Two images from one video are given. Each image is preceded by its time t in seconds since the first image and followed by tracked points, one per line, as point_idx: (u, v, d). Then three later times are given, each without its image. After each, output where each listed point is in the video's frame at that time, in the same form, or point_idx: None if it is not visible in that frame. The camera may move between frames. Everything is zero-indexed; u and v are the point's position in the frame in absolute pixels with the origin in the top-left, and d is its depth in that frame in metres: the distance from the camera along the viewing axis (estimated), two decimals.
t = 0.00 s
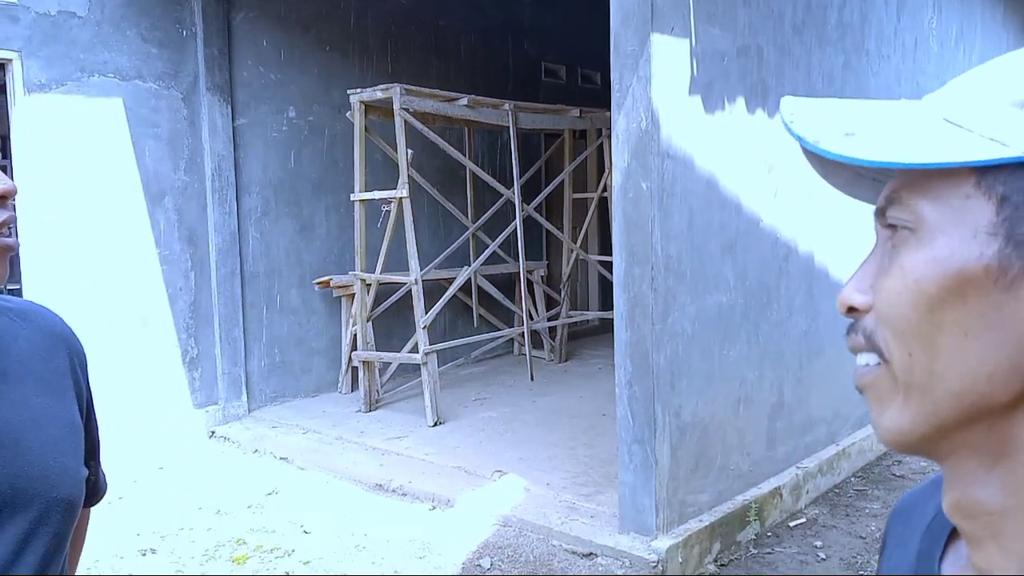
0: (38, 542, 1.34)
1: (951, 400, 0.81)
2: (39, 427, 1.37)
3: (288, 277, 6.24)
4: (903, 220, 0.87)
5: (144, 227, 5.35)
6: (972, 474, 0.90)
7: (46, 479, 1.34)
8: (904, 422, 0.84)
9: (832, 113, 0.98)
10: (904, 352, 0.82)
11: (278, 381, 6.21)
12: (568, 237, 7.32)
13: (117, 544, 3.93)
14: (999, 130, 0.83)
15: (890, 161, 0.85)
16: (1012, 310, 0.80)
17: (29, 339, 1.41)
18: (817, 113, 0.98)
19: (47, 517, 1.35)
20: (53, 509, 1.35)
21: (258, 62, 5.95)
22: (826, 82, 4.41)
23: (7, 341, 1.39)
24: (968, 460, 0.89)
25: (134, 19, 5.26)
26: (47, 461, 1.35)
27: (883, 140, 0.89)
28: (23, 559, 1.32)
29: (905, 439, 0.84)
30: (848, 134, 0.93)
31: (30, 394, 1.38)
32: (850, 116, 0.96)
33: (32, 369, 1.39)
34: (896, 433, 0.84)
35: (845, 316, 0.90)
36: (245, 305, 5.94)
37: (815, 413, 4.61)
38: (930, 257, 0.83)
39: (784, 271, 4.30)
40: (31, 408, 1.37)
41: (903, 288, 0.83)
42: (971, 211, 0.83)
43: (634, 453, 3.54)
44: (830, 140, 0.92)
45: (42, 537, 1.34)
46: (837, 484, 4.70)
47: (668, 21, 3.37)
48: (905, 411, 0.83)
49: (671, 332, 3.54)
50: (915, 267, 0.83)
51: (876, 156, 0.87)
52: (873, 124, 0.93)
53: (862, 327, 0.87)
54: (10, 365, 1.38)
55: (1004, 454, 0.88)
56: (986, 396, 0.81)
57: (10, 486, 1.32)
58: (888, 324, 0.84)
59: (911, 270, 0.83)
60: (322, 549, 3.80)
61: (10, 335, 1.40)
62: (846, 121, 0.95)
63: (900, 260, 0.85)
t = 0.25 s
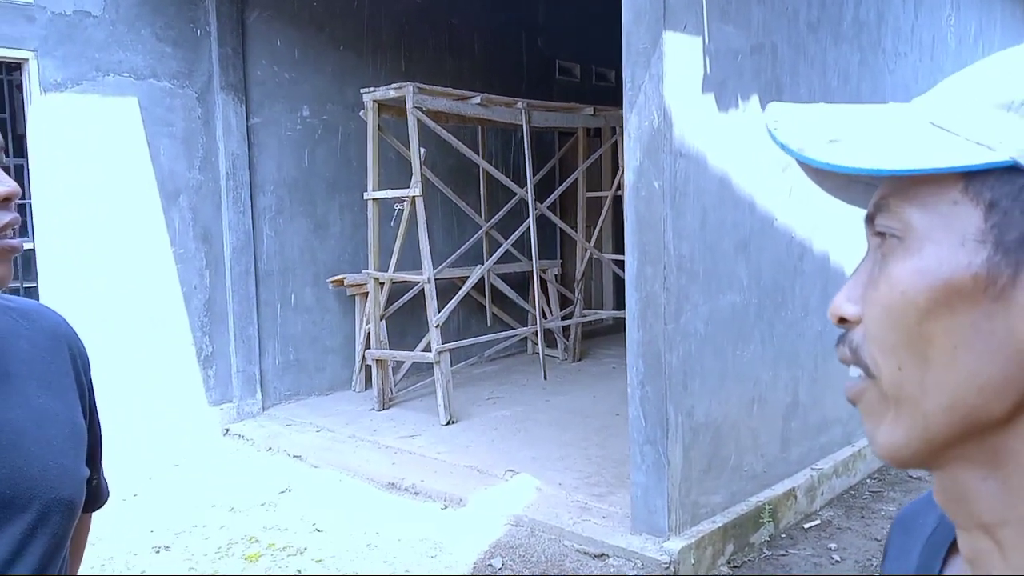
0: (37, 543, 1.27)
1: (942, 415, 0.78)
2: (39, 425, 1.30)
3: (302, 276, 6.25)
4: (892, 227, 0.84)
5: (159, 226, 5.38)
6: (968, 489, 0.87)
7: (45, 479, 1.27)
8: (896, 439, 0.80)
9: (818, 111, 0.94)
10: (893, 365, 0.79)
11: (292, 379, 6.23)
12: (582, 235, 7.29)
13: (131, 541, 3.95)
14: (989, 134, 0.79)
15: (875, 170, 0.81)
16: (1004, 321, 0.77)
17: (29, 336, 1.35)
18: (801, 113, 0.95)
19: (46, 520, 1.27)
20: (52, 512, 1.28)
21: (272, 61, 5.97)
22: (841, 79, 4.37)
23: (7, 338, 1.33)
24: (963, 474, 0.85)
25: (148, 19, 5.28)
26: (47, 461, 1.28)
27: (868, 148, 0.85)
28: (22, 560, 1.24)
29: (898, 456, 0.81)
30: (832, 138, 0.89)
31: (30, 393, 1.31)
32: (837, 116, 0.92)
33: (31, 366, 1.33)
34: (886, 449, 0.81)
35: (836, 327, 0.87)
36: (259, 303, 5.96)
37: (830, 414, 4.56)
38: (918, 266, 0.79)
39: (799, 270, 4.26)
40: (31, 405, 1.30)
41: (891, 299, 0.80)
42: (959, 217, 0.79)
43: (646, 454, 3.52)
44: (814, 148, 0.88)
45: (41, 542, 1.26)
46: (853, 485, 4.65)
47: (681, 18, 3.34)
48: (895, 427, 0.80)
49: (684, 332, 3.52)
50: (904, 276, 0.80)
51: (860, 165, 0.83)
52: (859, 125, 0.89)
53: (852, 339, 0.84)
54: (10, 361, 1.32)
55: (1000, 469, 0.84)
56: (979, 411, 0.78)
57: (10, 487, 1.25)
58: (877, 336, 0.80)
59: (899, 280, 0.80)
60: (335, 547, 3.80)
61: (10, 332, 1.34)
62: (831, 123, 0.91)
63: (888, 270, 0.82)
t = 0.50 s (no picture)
0: (43, 548, 1.23)
1: (928, 434, 0.77)
2: (45, 427, 1.26)
3: (320, 279, 6.28)
4: (871, 245, 0.82)
5: (179, 229, 5.43)
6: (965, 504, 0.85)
7: (50, 482, 1.24)
8: (883, 459, 0.79)
9: (799, 137, 0.94)
10: (877, 386, 0.78)
11: (310, 382, 6.26)
12: (599, 240, 7.27)
13: (148, 542, 3.98)
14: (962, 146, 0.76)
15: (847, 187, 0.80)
16: (986, 336, 0.75)
17: (37, 338, 1.33)
18: (781, 140, 0.95)
19: (50, 522, 1.24)
20: (55, 514, 1.24)
21: (291, 66, 6.01)
22: (860, 83, 4.33)
23: (14, 339, 1.31)
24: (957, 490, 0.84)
25: (168, 24, 5.34)
26: (52, 463, 1.25)
27: (841, 164, 0.84)
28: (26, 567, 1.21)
29: (888, 476, 0.80)
30: (807, 158, 0.89)
31: (38, 394, 1.28)
32: (816, 139, 0.92)
33: (38, 366, 1.30)
34: (876, 470, 0.80)
35: (823, 345, 0.86)
36: (277, 306, 6.00)
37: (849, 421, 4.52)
38: (897, 285, 0.78)
39: (817, 276, 4.22)
40: (38, 406, 1.27)
41: (870, 319, 0.78)
42: (937, 233, 0.77)
43: (661, 460, 3.50)
44: (788, 167, 0.88)
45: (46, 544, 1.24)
46: (872, 493, 4.60)
47: (698, 22, 3.33)
48: (882, 448, 0.79)
49: (700, 338, 3.49)
50: (884, 295, 0.78)
51: (830, 183, 0.82)
52: (836, 145, 0.88)
53: (837, 359, 0.83)
54: (16, 361, 1.28)
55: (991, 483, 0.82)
56: (966, 428, 0.76)
57: (14, 490, 1.22)
58: (860, 356, 0.79)
59: (878, 300, 0.78)
60: (350, 551, 3.81)
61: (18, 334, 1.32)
62: (809, 146, 0.91)
63: (869, 288, 0.80)
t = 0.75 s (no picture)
0: (57, 539, 1.25)
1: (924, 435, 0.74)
2: (62, 421, 1.29)
3: (342, 276, 6.31)
4: (868, 241, 0.79)
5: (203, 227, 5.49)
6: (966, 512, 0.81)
7: (66, 475, 1.26)
8: (879, 460, 0.77)
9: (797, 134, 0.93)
10: (873, 385, 0.76)
11: (332, 378, 6.29)
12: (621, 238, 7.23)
13: (170, 536, 4.03)
14: (962, 141, 0.75)
15: (843, 181, 0.78)
16: (984, 335, 0.72)
17: (57, 335, 1.36)
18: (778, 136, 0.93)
19: (64, 515, 1.26)
20: (70, 507, 1.26)
21: (314, 64, 6.04)
22: (886, 79, 4.27)
23: (35, 335, 1.34)
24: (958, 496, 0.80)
25: (193, 23, 5.39)
26: (68, 458, 1.27)
27: (838, 159, 0.82)
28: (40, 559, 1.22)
29: (885, 479, 0.77)
30: (804, 153, 0.87)
31: (56, 391, 1.31)
32: (814, 136, 0.90)
33: (57, 363, 1.33)
34: (872, 471, 0.77)
35: (821, 343, 0.83)
36: (300, 303, 6.04)
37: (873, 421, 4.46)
38: (893, 281, 0.75)
39: (841, 274, 4.17)
40: (56, 402, 1.30)
41: (866, 316, 0.76)
42: (934, 229, 0.75)
43: (682, 460, 3.48)
44: (784, 162, 0.86)
45: (59, 536, 1.25)
46: (897, 495, 4.54)
47: (720, 19, 3.30)
48: (879, 448, 0.76)
49: (721, 336, 3.47)
50: (880, 291, 0.76)
51: (826, 177, 0.80)
52: (833, 142, 0.87)
53: (834, 357, 0.80)
54: (37, 357, 1.31)
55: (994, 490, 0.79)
56: (965, 429, 0.73)
57: (31, 482, 1.24)
58: (856, 354, 0.77)
59: (874, 297, 0.76)
60: (370, 547, 3.82)
61: (39, 330, 1.35)
62: (807, 141, 0.89)
63: (865, 285, 0.78)
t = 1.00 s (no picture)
0: (63, 544, 1.15)
1: (925, 438, 0.72)
2: (69, 421, 1.20)
3: (354, 274, 6.31)
4: (871, 239, 0.78)
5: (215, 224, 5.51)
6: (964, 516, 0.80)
7: (73, 476, 1.17)
8: (879, 462, 0.75)
9: (799, 132, 0.91)
10: (873, 386, 0.74)
11: (343, 376, 6.30)
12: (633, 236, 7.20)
13: (181, 531, 4.05)
14: (969, 139, 0.74)
15: (849, 179, 0.77)
16: (985, 337, 0.70)
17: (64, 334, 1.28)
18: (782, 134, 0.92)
19: (70, 520, 1.16)
20: (76, 511, 1.17)
21: (327, 62, 6.05)
22: (900, 77, 4.23)
23: (41, 333, 1.26)
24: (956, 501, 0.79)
25: (206, 21, 5.41)
26: (75, 457, 1.18)
27: (844, 158, 0.81)
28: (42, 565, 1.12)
29: (883, 481, 0.76)
30: (808, 151, 0.85)
31: (63, 391, 1.22)
32: (817, 134, 0.89)
33: (62, 362, 1.25)
34: (870, 472, 0.76)
35: (822, 341, 0.81)
36: (311, 301, 6.05)
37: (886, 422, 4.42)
38: (895, 280, 0.73)
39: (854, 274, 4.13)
40: (62, 402, 1.21)
41: (869, 315, 0.74)
42: (938, 229, 0.73)
43: (692, 460, 3.46)
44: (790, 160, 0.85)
45: (65, 541, 1.15)
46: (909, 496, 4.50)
47: (732, 16, 3.28)
48: (879, 450, 0.75)
49: (732, 336, 3.45)
50: (883, 291, 0.74)
51: (834, 175, 0.79)
52: (839, 139, 0.85)
53: (836, 356, 0.78)
54: (42, 355, 1.23)
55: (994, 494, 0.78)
56: (965, 432, 0.72)
57: (36, 483, 1.15)
58: (857, 354, 0.75)
59: (876, 296, 0.74)
60: (378, 545, 3.83)
61: (45, 328, 1.27)
62: (810, 139, 0.88)
63: (867, 285, 0.76)
